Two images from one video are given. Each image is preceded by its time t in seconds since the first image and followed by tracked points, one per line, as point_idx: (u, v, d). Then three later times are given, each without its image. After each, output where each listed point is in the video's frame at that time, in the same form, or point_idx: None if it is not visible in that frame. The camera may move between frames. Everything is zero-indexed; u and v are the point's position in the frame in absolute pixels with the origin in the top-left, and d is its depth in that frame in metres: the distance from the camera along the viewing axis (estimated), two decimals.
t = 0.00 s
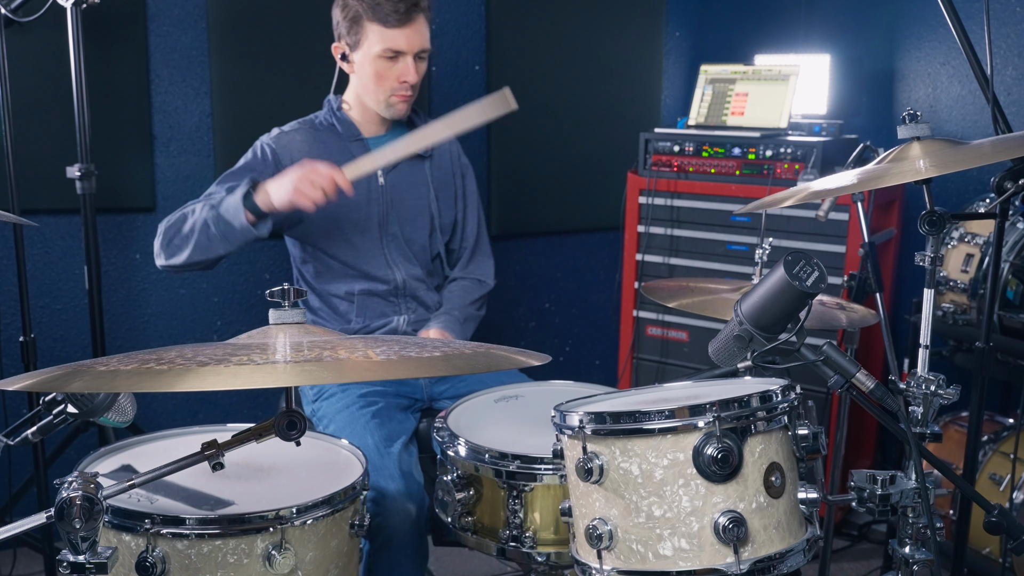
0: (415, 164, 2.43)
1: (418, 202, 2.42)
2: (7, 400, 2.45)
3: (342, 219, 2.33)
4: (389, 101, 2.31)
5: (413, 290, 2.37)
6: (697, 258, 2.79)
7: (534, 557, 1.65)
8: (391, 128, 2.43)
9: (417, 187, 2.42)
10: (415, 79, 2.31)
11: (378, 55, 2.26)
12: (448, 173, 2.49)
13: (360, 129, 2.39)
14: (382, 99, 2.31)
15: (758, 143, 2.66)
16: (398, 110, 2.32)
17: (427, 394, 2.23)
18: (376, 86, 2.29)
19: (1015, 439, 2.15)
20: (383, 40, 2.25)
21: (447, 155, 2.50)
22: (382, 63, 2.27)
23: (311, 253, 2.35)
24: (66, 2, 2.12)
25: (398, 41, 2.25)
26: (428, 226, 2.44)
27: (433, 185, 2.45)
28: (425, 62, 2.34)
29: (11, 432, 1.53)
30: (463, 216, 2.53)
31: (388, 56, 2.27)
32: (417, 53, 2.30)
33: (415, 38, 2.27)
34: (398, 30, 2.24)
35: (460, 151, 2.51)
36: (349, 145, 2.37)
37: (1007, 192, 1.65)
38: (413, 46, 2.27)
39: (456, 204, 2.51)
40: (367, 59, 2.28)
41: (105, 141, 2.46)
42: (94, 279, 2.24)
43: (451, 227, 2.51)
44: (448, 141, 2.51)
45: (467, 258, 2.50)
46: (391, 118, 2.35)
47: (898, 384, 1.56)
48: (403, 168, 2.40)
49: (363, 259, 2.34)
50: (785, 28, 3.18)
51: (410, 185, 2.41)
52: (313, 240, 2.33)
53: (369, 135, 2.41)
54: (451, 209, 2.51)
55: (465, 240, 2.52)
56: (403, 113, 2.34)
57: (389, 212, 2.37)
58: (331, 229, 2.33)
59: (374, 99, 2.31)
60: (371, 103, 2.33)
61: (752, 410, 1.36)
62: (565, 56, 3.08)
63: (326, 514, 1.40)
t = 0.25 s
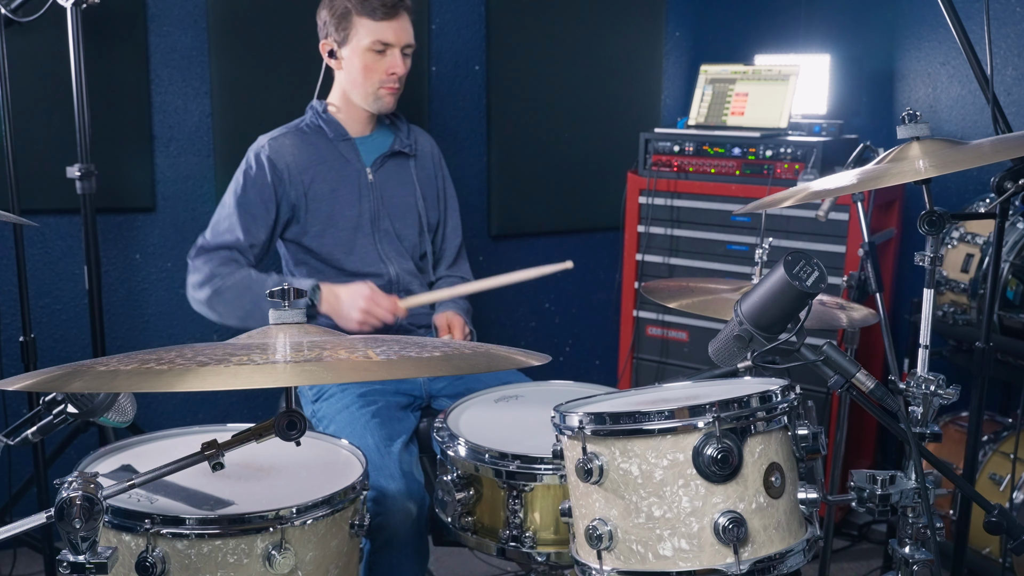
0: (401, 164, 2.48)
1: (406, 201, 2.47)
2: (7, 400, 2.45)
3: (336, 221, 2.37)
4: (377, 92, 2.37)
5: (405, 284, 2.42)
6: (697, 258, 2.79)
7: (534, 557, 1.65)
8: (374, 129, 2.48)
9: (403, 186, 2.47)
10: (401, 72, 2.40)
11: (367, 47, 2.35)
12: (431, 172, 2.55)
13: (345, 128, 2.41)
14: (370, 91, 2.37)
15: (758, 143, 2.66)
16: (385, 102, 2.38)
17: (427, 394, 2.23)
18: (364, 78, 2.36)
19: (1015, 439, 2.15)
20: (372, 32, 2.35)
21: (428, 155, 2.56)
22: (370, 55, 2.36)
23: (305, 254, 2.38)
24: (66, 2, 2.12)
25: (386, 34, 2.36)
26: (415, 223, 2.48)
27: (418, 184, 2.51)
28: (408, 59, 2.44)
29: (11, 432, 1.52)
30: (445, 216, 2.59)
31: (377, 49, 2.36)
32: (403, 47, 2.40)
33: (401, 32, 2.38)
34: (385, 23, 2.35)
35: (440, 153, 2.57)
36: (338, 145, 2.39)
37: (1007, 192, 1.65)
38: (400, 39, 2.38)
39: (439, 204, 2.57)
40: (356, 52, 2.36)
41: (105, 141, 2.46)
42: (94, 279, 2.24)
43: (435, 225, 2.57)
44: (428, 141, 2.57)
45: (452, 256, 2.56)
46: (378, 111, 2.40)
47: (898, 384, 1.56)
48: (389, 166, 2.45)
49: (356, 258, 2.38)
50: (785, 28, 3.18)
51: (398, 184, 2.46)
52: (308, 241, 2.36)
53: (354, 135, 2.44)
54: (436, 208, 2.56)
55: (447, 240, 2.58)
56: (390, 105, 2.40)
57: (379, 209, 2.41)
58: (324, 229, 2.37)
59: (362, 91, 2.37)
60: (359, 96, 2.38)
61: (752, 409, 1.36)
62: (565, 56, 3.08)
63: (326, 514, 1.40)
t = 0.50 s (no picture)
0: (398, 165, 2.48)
1: (403, 202, 2.47)
2: (7, 400, 2.45)
3: (334, 223, 2.37)
4: (370, 91, 2.37)
5: (402, 282, 2.41)
6: (697, 258, 2.79)
7: (534, 557, 1.65)
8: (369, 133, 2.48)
9: (400, 187, 2.47)
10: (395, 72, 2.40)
11: (360, 47, 2.35)
12: (427, 175, 2.56)
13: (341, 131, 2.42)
14: (364, 90, 2.37)
15: (758, 143, 2.66)
16: (379, 101, 2.38)
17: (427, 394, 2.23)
18: (358, 77, 2.36)
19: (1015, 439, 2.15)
20: (366, 33, 2.35)
21: (423, 157, 2.56)
22: (364, 55, 2.36)
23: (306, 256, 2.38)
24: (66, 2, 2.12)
25: (379, 34, 2.36)
26: (411, 224, 2.48)
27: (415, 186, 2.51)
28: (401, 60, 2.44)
29: (11, 432, 1.52)
30: (441, 219, 2.59)
31: (371, 49, 2.36)
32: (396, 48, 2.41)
33: (394, 33, 2.39)
34: (378, 24, 2.36)
35: (435, 157, 2.57)
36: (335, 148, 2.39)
37: (1007, 192, 1.65)
38: (393, 40, 2.38)
39: (436, 206, 2.57)
40: (350, 52, 2.36)
41: (105, 141, 2.46)
42: (94, 279, 2.24)
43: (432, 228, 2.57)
44: (423, 145, 2.57)
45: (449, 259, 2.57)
46: (372, 110, 2.39)
47: (898, 384, 1.56)
48: (384, 168, 2.46)
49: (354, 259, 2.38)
50: (785, 28, 3.18)
51: (395, 185, 2.46)
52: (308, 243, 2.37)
53: (349, 137, 2.44)
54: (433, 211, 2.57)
55: (443, 243, 2.58)
56: (384, 103, 2.39)
57: (375, 209, 2.41)
58: (321, 230, 2.37)
59: (356, 91, 2.37)
60: (353, 96, 2.38)
61: (752, 409, 1.36)
62: (565, 56, 3.08)
63: (326, 514, 1.40)
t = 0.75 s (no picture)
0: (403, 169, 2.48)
1: (406, 205, 2.47)
2: (7, 400, 2.45)
3: (337, 222, 2.38)
4: (374, 92, 2.37)
5: (402, 282, 2.41)
6: (697, 258, 2.79)
7: (534, 557, 1.65)
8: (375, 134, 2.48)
9: (404, 191, 2.47)
10: (399, 73, 2.40)
11: (365, 49, 2.36)
12: (431, 180, 2.56)
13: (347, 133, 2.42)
14: (368, 91, 2.37)
15: (758, 143, 2.66)
16: (383, 101, 2.38)
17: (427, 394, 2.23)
18: (362, 78, 2.36)
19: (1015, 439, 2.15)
20: (370, 34, 2.35)
21: (429, 162, 2.56)
22: (368, 57, 2.36)
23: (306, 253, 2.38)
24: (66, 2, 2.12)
25: (384, 36, 2.36)
26: (414, 226, 2.48)
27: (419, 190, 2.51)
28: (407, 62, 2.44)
29: (11, 432, 1.52)
30: (445, 223, 2.58)
31: (375, 51, 2.36)
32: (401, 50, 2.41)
33: (399, 35, 2.39)
34: (382, 26, 2.36)
35: (441, 163, 2.57)
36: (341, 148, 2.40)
37: (1007, 192, 1.65)
38: (398, 42, 2.38)
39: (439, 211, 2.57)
40: (355, 54, 2.37)
41: (105, 141, 2.46)
42: (94, 279, 2.24)
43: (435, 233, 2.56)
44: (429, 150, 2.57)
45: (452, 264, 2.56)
46: (376, 112, 2.39)
47: (898, 384, 1.56)
48: (389, 170, 2.45)
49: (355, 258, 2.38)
50: (785, 28, 3.18)
51: (399, 188, 2.46)
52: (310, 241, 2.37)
53: (356, 139, 2.44)
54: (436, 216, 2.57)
55: (447, 247, 2.58)
56: (388, 104, 2.39)
57: (377, 209, 2.41)
58: (322, 228, 2.37)
59: (361, 92, 2.37)
60: (358, 97, 2.38)
61: (752, 409, 1.36)
62: (565, 56, 3.08)
63: (326, 514, 1.40)
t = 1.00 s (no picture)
0: (415, 172, 2.48)
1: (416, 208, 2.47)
2: (7, 400, 2.45)
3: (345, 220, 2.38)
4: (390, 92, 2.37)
5: (406, 284, 2.41)
6: (697, 258, 2.79)
7: (534, 557, 1.65)
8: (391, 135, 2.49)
9: (415, 194, 2.47)
10: (416, 74, 2.40)
11: (382, 49, 2.37)
12: (444, 184, 2.55)
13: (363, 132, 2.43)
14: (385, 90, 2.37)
15: (758, 143, 2.66)
16: (399, 101, 2.38)
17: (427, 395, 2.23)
18: (379, 78, 2.37)
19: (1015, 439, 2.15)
20: (387, 34, 2.36)
21: (443, 166, 2.56)
22: (385, 56, 2.37)
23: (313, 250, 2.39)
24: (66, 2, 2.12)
25: (401, 36, 2.37)
26: (423, 230, 2.48)
27: (431, 195, 2.50)
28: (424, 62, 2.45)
29: (11, 432, 1.52)
30: (455, 228, 2.57)
31: (392, 51, 2.37)
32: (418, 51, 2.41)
33: (416, 35, 2.40)
34: (400, 26, 2.36)
35: (454, 168, 2.57)
36: (355, 147, 2.40)
37: (1007, 192, 1.65)
38: (415, 42, 2.39)
39: (450, 216, 2.56)
40: (372, 54, 2.38)
41: (105, 141, 2.46)
42: (94, 279, 2.24)
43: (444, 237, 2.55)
44: (444, 154, 2.57)
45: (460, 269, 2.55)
46: (392, 111, 2.40)
47: (899, 384, 1.56)
48: (401, 172, 2.45)
49: (361, 257, 2.39)
50: (785, 28, 3.18)
51: (410, 191, 2.46)
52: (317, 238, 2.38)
53: (372, 139, 2.45)
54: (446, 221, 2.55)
55: (456, 253, 2.57)
56: (404, 104, 2.39)
57: (387, 210, 2.41)
58: (332, 226, 2.38)
59: (377, 91, 2.38)
60: (375, 96, 2.39)
61: (752, 410, 1.36)
62: (565, 56, 3.08)
63: (325, 514, 1.40)
